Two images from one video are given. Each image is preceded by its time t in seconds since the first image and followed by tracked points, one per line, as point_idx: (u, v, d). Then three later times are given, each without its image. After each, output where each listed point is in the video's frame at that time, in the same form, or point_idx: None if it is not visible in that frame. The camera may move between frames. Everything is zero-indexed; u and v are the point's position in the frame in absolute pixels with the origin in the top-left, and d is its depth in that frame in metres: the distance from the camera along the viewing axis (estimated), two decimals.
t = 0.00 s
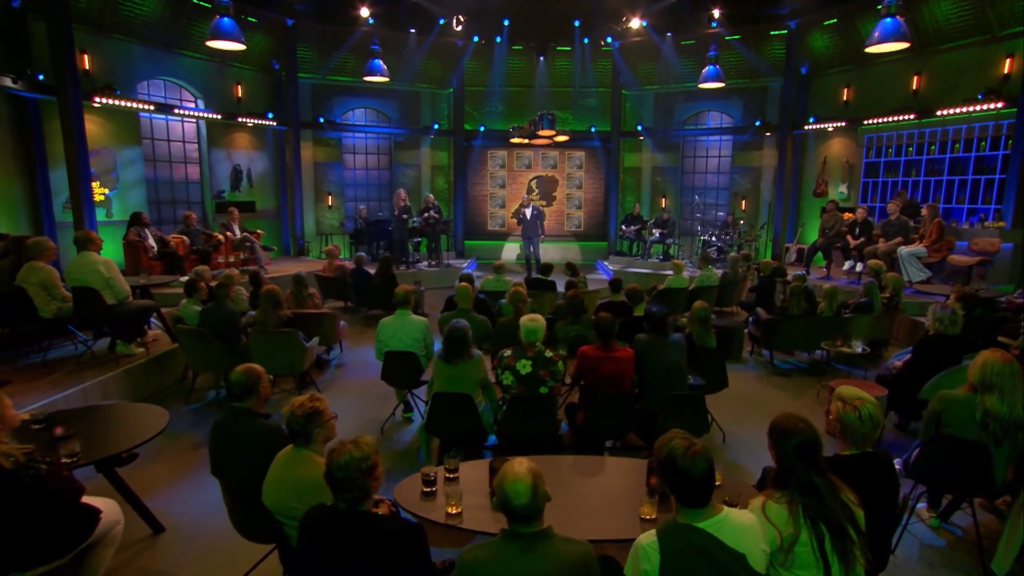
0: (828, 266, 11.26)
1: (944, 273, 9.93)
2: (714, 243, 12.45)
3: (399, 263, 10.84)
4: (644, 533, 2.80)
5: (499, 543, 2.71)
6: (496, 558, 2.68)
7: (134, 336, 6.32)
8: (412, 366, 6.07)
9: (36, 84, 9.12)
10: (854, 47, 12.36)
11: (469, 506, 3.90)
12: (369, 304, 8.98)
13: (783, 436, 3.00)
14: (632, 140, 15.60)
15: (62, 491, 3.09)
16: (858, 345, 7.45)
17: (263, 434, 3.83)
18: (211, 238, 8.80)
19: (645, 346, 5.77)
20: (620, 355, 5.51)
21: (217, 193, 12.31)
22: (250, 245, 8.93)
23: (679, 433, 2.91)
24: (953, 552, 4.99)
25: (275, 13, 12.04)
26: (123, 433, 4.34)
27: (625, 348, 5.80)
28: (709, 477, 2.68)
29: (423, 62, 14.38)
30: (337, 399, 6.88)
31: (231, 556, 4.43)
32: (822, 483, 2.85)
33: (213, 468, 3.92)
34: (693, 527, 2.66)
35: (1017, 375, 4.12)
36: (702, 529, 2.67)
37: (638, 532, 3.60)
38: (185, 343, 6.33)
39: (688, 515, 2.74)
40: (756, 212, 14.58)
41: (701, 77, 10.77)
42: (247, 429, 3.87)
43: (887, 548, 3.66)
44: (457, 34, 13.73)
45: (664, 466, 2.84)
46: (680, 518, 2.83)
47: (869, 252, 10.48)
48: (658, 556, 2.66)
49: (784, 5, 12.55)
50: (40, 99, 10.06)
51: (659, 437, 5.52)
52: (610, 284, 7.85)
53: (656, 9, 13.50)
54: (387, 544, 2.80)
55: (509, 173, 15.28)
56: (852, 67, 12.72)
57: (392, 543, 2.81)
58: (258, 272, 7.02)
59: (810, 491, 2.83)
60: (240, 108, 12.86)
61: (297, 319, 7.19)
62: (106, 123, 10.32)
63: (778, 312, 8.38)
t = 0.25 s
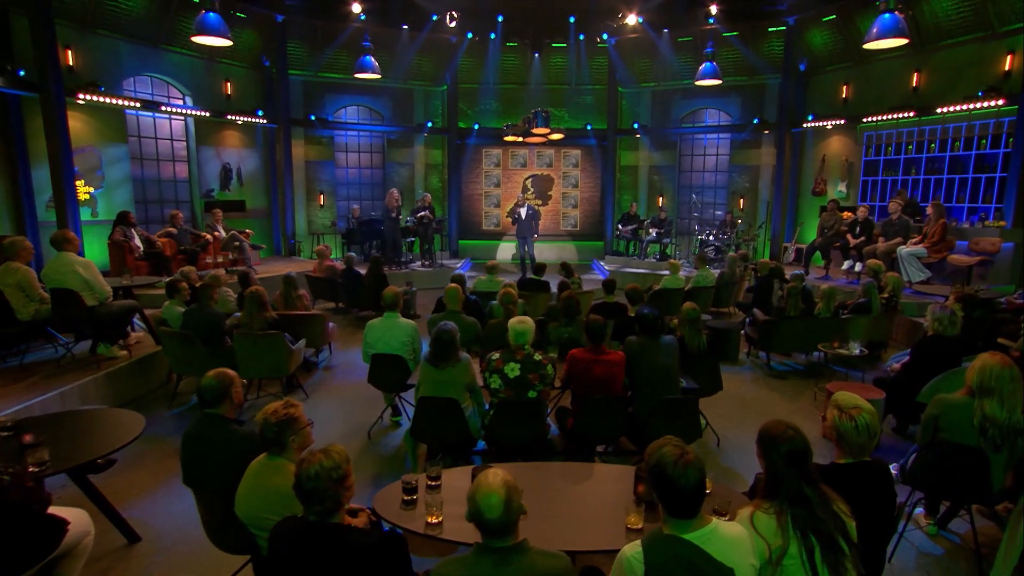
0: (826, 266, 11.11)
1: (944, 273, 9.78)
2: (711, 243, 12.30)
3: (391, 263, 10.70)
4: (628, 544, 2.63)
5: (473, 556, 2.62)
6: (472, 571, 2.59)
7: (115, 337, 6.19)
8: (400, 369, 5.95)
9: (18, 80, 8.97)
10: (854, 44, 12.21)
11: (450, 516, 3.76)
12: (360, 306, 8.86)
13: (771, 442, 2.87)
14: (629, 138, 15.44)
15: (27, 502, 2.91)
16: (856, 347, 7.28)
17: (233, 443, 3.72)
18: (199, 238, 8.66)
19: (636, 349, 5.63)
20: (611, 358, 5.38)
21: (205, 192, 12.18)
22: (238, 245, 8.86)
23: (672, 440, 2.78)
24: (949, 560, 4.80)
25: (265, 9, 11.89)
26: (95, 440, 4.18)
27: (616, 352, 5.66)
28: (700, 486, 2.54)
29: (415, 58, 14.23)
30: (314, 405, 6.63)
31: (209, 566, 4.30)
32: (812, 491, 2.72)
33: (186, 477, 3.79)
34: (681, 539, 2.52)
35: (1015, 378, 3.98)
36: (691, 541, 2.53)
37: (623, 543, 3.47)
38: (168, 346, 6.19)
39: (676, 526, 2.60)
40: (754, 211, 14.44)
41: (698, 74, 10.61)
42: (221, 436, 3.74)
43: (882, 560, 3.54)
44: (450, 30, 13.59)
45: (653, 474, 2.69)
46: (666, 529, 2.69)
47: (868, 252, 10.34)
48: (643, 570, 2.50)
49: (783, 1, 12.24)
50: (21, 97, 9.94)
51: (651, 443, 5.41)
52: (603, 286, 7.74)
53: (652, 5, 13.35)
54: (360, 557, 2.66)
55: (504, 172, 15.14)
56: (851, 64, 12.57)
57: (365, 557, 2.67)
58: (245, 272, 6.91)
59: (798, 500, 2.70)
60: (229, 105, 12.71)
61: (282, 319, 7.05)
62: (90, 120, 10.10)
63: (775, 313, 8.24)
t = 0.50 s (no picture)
0: (824, 266, 10.98)
1: (944, 273, 9.67)
2: (709, 243, 12.17)
3: (385, 264, 10.60)
4: (613, 553, 2.50)
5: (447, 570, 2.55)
6: None
7: (98, 340, 6.10)
8: (388, 373, 5.83)
9: (2, 78, 8.85)
10: (852, 41, 12.08)
11: (431, 525, 3.64)
12: (352, 307, 8.75)
13: (760, 450, 2.75)
14: (625, 137, 15.31)
15: None
16: (854, 348, 7.14)
17: (212, 450, 3.58)
18: (189, 238, 8.53)
19: (627, 352, 5.52)
20: (601, 361, 5.27)
21: (195, 191, 12.06)
22: (227, 245, 8.80)
23: (669, 447, 2.63)
24: (947, 568, 4.65)
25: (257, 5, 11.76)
26: (68, 448, 4.03)
27: (608, 354, 5.51)
28: (695, 496, 2.42)
29: (409, 55, 14.12)
30: (291, 414, 6.44)
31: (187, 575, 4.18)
32: (802, 502, 2.60)
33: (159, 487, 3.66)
34: (669, 550, 2.40)
35: (1004, 381, 3.89)
36: (680, 552, 2.41)
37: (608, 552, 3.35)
38: (152, 349, 6.05)
39: (664, 536, 2.47)
40: (752, 211, 14.32)
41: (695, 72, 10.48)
42: (197, 444, 3.60)
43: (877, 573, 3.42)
44: (444, 27, 13.47)
45: (647, 480, 2.56)
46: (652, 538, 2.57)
47: (868, 252, 10.20)
48: None
49: None
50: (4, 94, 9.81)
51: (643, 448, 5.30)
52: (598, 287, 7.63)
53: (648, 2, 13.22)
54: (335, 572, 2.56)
55: (499, 171, 15.02)
56: (850, 62, 12.44)
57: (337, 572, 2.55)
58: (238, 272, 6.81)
59: (788, 512, 2.59)
60: (219, 103, 12.59)
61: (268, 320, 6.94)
62: (77, 118, 9.97)
63: (772, 315, 8.11)
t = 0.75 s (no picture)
0: (824, 267, 10.82)
1: (945, 273, 9.53)
2: (708, 243, 12.01)
3: (379, 264, 10.52)
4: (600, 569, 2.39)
5: None
6: None
7: (80, 344, 5.95)
8: (376, 377, 5.69)
9: None
10: (852, 38, 11.93)
11: (409, 537, 3.49)
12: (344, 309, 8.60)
13: (749, 459, 2.66)
14: (622, 135, 15.16)
15: None
16: (852, 351, 7.00)
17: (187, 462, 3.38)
18: (177, 239, 8.36)
19: (619, 355, 5.39)
20: (591, 366, 5.17)
21: (184, 191, 11.92)
22: (218, 245, 8.64)
23: (669, 457, 2.55)
24: None
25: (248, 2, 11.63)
26: (43, 455, 3.85)
27: (600, 360, 5.32)
28: (689, 509, 2.35)
29: (403, 53, 13.99)
30: (269, 424, 6.14)
31: None
32: (792, 512, 2.56)
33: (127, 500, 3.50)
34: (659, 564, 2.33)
35: (988, 383, 3.82)
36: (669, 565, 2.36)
37: (593, 565, 3.21)
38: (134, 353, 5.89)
39: (653, 549, 2.41)
40: (751, 211, 14.17)
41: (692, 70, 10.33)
42: (173, 456, 3.41)
43: None
44: (439, 24, 13.33)
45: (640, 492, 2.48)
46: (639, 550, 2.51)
47: (867, 252, 10.05)
48: None
49: None
50: None
51: (635, 453, 5.19)
52: (593, 288, 7.49)
53: None
54: None
55: (495, 170, 14.88)
56: (850, 59, 12.27)
57: None
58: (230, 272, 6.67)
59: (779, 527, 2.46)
60: (210, 101, 12.44)
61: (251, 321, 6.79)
62: (60, 115, 9.81)
63: (769, 316, 7.97)
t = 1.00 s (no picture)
0: (824, 268, 10.66)
1: (948, 275, 9.38)
2: (707, 244, 11.86)
3: (373, 266, 10.31)
4: None
5: None
6: None
7: (63, 348, 5.82)
8: (364, 381, 5.57)
9: None
10: (853, 36, 11.79)
11: (388, 551, 3.32)
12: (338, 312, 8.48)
13: (740, 469, 2.57)
14: (621, 135, 15.02)
15: None
16: (852, 355, 6.84)
17: (160, 472, 3.20)
18: (167, 241, 8.24)
19: (611, 358, 5.26)
20: (582, 370, 5.06)
21: (176, 191, 11.81)
22: (209, 246, 8.50)
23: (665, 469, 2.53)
24: None
25: None
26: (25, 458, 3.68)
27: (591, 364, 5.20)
28: (680, 524, 2.33)
29: (398, 51, 13.88)
30: (243, 437, 5.89)
31: None
32: (784, 527, 2.47)
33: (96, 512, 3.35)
34: None
35: (982, 388, 3.72)
36: None
37: None
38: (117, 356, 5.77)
39: (641, 564, 2.39)
40: (751, 211, 14.02)
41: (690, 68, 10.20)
42: (149, 467, 3.22)
43: None
44: (435, 22, 13.23)
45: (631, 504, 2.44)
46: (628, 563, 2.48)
47: (868, 253, 9.91)
48: None
49: None
50: None
51: (627, 460, 5.08)
52: (589, 290, 7.36)
53: None
54: None
55: (492, 170, 14.76)
56: (851, 57, 12.13)
57: None
58: (220, 274, 6.45)
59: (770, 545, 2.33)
60: (201, 100, 12.30)
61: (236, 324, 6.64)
62: (46, 112, 9.69)
63: (767, 319, 7.82)
